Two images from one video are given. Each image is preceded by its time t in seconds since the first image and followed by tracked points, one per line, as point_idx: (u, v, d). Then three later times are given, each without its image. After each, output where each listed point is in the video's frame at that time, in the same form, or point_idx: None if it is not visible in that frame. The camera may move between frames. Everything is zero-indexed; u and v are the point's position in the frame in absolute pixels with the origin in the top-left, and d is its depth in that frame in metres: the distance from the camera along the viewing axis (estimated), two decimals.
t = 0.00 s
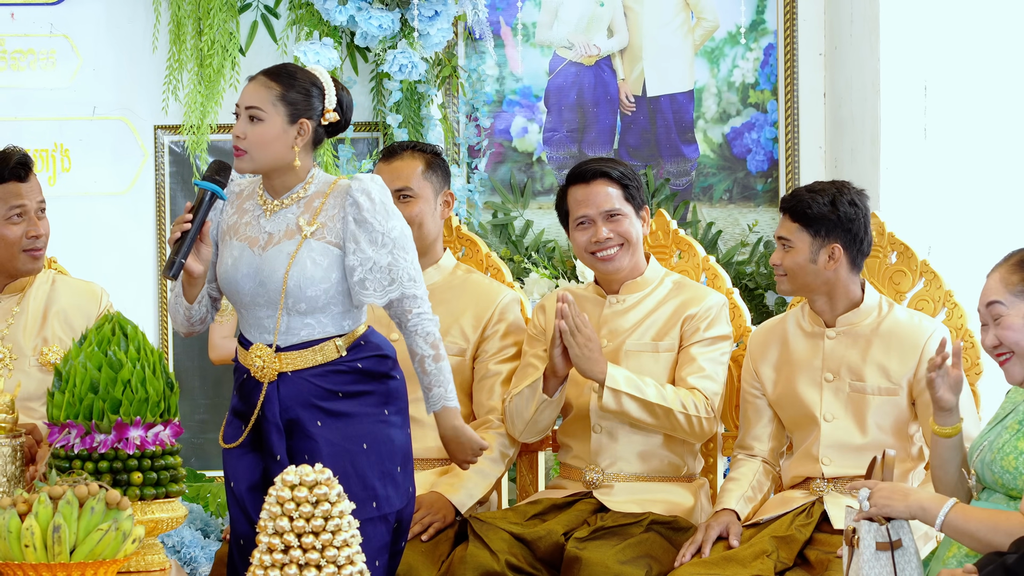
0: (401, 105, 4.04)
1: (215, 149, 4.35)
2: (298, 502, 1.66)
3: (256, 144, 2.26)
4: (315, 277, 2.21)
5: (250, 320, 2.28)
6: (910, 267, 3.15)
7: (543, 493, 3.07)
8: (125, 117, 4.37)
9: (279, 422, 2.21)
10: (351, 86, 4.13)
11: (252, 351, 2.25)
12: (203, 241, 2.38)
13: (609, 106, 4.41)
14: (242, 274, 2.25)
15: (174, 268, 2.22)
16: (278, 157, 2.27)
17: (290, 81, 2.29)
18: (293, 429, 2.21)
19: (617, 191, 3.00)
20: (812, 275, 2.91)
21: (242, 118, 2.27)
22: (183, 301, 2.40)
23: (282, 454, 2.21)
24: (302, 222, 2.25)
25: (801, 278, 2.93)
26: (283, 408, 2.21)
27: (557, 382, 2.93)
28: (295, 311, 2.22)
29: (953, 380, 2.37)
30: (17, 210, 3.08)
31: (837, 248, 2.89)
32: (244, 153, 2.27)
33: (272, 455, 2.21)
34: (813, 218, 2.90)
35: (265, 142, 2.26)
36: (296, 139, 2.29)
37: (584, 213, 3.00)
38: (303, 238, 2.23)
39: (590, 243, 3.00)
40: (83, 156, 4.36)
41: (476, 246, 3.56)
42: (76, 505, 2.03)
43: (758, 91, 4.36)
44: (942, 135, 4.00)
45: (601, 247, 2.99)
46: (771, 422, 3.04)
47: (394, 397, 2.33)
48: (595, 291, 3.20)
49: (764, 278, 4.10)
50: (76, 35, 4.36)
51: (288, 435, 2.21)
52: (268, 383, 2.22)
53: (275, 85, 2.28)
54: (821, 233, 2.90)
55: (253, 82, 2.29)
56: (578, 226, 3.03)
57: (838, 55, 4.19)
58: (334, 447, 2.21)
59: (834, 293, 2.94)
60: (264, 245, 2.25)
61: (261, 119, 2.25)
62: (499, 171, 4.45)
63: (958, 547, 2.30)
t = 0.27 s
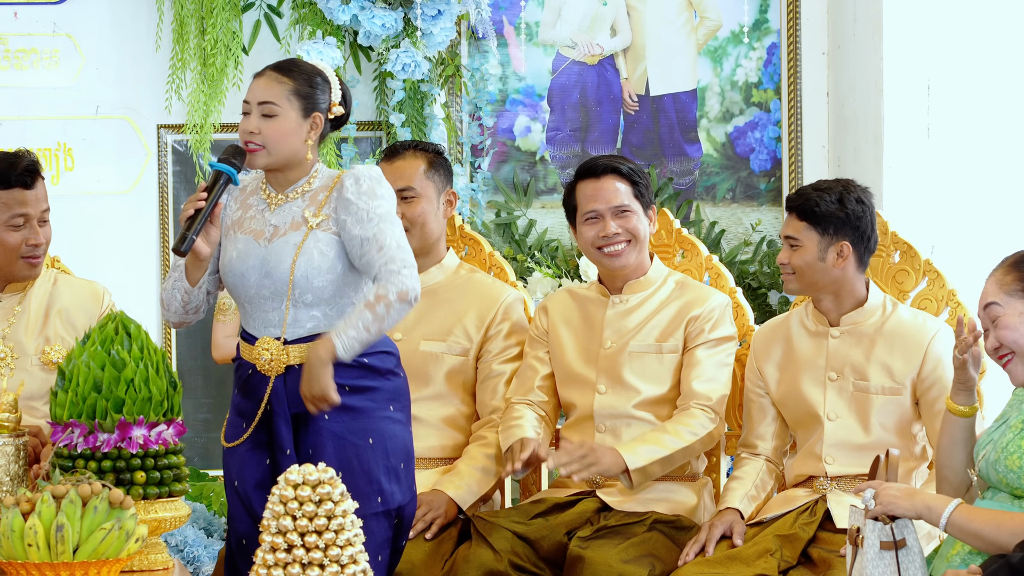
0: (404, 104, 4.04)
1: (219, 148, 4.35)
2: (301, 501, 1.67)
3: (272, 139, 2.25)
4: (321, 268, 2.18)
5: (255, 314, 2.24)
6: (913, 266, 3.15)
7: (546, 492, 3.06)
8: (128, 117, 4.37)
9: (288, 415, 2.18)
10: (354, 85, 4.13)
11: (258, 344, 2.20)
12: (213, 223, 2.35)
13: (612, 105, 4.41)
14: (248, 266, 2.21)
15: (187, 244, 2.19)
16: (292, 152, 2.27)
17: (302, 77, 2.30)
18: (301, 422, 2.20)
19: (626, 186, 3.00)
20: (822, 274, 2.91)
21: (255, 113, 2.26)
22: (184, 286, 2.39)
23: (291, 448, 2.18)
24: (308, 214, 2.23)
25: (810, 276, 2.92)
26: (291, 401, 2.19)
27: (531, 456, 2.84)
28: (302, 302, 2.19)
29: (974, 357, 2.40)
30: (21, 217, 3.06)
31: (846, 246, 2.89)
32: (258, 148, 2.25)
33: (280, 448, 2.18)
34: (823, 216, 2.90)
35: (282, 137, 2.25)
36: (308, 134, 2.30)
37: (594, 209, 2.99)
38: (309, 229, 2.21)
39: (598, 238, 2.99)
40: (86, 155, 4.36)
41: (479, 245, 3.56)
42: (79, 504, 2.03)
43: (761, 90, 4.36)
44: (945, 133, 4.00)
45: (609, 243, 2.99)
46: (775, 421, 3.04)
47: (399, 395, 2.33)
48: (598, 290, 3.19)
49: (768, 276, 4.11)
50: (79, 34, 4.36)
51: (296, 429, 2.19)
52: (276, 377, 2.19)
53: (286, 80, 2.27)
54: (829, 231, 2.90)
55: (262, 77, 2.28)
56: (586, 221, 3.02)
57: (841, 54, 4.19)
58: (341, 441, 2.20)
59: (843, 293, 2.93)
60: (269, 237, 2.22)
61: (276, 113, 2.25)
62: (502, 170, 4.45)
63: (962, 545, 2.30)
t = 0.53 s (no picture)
0: (405, 104, 4.04)
1: (221, 148, 4.36)
2: (303, 501, 1.67)
3: (293, 141, 2.23)
4: (328, 263, 2.19)
5: (259, 316, 2.22)
6: (915, 266, 3.15)
7: (548, 492, 3.05)
8: (129, 116, 4.37)
9: (298, 414, 2.17)
10: (356, 84, 4.13)
11: (268, 344, 2.19)
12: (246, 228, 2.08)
13: (613, 105, 4.41)
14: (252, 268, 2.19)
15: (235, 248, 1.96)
16: (307, 155, 2.27)
17: (309, 76, 2.29)
18: (312, 420, 2.19)
19: (638, 187, 3.01)
20: (835, 272, 2.89)
21: (276, 113, 2.22)
22: (204, 296, 2.16)
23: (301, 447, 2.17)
24: (309, 212, 2.21)
25: (824, 276, 2.90)
26: (301, 400, 2.18)
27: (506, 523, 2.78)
28: (309, 300, 2.20)
29: (977, 353, 2.39)
30: (32, 223, 3.05)
31: (859, 245, 2.89)
32: (280, 149, 2.22)
33: (290, 447, 2.16)
34: (838, 216, 2.89)
35: (302, 140, 2.24)
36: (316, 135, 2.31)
37: (610, 208, 2.98)
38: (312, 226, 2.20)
39: (612, 239, 2.98)
40: (88, 155, 4.36)
41: (481, 245, 3.56)
42: (80, 504, 2.03)
43: (762, 89, 4.36)
44: (947, 134, 4.00)
45: (621, 244, 2.98)
46: (777, 421, 3.04)
47: (403, 394, 2.33)
48: (600, 290, 3.18)
49: (768, 276, 4.09)
50: (82, 34, 4.36)
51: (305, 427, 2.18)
52: (285, 376, 2.18)
53: (301, 80, 2.26)
54: (843, 230, 2.89)
55: (275, 76, 2.24)
56: (598, 221, 3.00)
57: (842, 54, 4.19)
58: (349, 439, 2.20)
59: (849, 293, 2.93)
60: (270, 237, 2.20)
61: (299, 115, 2.23)
62: (503, 169, 4.45)
63: (964, 544, 2.30)
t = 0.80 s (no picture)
0: (407, 104, 4.05)
1: (222, 148, 4.36)
2: (304, 501, 1.67)
3: (293, 145, 2.21)
4: (331, 266, 2.19)
5: (260, 318, 2.21)
6: (917, 266, 3.15)
7: (551, 492, 3.05)
8: (131, 116, 4.37)
9: (300, 416, 2.16)
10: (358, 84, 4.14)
11: (270, 346, 2.18)
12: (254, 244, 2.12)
13: (615, 105, 4.41)
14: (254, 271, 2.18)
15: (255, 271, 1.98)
16: (305, 157, 2.26)
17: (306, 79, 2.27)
18: (314, 422, 2.18)
19: (644, 186, 3.01)
20: (842, 271, 2.89)
21: (276, 117, 2.19)
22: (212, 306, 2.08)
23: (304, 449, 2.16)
24: (310, 215, 2.22)
25: (830, 274, 2.89)
26: (303, 402, 2.17)
27: (507, 539, 2.77)
28: (311, 303, 2.19)
29: (979, 352, 2.39)
30: (34, 213, 3.10)
31: (867, 244, 2.90)
32: (282, 154, 2.20)
33: (292, 449, 2.15)
34: (848, 214, 2.90)
35: (302, 144, 2.23)
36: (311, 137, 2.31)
37: (615, 207, 2.98)
38: (314, 229, 2.20)
39: (617, 237, 2.98)
40: (90, 154, 4.36)
41: (482, 245, 3.56)
42: (82, 504, 2.02)
43: (764, 89, 4.35)
44: (948, 134, 4.01)
45: (626, 242, 2.98)
46: (779, 420, 3.03)
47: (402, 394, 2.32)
48: (603, 288, 3.17)
49: (770, 276, 4.09)
50: (83, 34, 4.37)
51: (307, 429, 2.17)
52: (288, 378, 2.17)
53: (298, 83, 2.23)
54: (853, 228, 2.90)
55: (274, 79, 2.21)
56: (603, 219, 3.01)
57: (844, 54, 4.19)
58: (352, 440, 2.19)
59: (853, 292, 2.93)
60: (272, 240, 2.19)
61: (299, 118, 2.22)
62: (505, 169, 4.45)
63: (967, 543, 2.30)
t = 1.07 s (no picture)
0: (409, 104, 4.05)
1: (224, 148, 4.36)
2: (306, 501, 1.67)
3: (307, 145, 2.18)
4: (351, 266, 2.19)
5: (272, 317, 2.17)
6: (919, 266, 3.14)
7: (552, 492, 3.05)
8: (132, 116, 4.37)
9: (310, 415, 2.15)
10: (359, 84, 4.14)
11: (283, 346, 2.14)
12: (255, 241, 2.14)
13: (616, 105, 4.41)
14: (270, 270, 2.14)
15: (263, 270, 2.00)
16: (320, 158, 2.22)
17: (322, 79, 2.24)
18: (323, 421, 2.18)
19: (645, 184, 3.01)
20: (846, 271, 2.89)
21: (290, 116, 2.16)
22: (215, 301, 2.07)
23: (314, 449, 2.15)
24: (329, 215, 2.21)
25: (835, 273, 2.89)
26: (314, 401, 2.16)
27: (511, 538, 2.77)
28: (328, 303, 2.18)
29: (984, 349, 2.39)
30: (31, 208, 3.12)
31: (872, 244, 2.90)
32: (294, 153, 2.17)
33: (302, 448, 2.14)
34: (854, 214, 2.89)
35: (316, 144, 2.20)
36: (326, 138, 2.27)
37: (614, 204, 2.98)
38: (334, 229, 2.19)
39: (616, 234, 2.98)
40: (91, 154, 4.36)
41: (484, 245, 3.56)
42: (83, 504, 2.02)
43: (766, 89, 4.35)
44: (949, 134, 4.01)
45: (626, 240, 2.98)
46: (779, 420, 3.03)
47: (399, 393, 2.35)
48: (605, 288, 3.18)
49: (772, 276, 4.10)
50: (85, 33, 4.36)
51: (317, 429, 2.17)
52: (302, 378, 2.15)
53: (315, 84, 2.21)
54: (859, 229, 2.90)
55: (289, 79, 2.18)
56: (603, 216, 3.01)
57: (846, 54, 4.19)
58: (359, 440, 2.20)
59: (857, 292, 2.93)
60: (292, 240, 2.16)
61: (313, 118, 2.18)
62: (506, 169, 4.45)
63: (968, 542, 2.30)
